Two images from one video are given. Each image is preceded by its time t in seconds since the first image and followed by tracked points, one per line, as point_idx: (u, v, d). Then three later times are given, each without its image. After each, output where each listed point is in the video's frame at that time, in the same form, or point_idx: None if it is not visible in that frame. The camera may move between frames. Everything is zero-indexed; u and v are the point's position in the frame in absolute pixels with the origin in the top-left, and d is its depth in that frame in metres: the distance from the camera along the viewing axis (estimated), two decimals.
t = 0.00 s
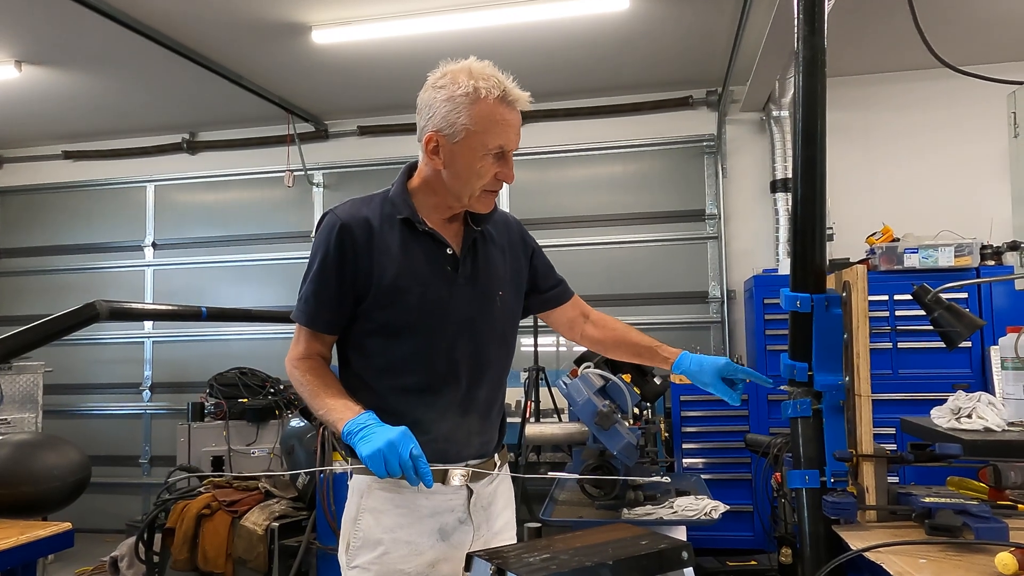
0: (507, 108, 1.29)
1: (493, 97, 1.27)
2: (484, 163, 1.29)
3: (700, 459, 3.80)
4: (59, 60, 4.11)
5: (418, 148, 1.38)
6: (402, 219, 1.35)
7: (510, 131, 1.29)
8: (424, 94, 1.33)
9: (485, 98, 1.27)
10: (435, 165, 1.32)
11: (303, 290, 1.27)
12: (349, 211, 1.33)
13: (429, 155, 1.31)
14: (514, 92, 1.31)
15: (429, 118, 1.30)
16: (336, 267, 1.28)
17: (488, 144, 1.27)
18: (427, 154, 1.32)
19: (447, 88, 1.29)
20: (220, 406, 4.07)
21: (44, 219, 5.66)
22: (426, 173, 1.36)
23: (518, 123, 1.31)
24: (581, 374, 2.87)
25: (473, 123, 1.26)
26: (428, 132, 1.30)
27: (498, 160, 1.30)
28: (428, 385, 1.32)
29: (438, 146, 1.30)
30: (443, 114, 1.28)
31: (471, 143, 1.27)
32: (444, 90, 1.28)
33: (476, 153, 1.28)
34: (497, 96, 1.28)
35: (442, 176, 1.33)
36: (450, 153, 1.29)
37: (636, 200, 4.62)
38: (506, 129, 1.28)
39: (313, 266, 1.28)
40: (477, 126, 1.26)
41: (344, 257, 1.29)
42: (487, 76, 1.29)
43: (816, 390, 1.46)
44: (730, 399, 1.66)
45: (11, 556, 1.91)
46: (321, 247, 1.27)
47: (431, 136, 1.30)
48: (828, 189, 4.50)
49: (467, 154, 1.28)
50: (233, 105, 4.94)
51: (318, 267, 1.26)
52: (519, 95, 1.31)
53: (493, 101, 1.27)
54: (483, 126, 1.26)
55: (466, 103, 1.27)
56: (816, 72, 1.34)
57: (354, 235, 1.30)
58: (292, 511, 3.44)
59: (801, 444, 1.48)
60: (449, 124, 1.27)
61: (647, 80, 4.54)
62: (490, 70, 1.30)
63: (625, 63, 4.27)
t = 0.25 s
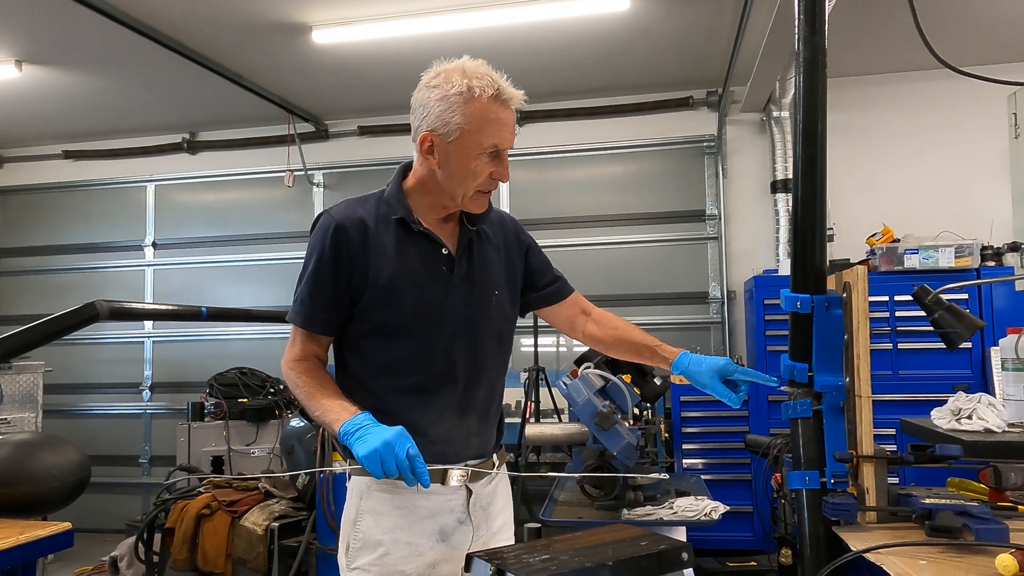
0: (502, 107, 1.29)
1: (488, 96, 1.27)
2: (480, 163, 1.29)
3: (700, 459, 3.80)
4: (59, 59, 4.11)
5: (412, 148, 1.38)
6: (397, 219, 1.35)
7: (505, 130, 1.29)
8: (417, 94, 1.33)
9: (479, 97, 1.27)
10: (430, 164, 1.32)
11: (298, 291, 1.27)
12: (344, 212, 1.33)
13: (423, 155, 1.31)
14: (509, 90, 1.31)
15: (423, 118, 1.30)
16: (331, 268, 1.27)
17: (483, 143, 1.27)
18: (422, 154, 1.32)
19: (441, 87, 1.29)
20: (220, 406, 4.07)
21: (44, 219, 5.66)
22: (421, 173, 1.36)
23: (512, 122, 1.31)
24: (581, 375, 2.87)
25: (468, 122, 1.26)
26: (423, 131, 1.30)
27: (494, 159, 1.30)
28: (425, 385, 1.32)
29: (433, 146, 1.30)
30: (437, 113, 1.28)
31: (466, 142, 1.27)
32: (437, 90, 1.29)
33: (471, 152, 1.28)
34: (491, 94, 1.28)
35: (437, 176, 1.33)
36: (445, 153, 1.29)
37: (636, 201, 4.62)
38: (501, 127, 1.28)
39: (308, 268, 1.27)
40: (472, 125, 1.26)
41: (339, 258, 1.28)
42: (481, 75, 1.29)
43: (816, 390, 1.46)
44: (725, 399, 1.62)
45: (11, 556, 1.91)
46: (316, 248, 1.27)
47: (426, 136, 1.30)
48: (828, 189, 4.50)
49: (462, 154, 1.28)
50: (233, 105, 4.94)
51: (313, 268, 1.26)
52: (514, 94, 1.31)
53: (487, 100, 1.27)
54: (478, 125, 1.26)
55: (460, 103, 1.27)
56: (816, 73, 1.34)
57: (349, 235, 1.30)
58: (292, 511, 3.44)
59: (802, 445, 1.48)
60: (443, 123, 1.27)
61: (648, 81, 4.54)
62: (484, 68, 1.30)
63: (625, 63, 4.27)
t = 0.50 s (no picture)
0: (494, 104, 1.29)
1: (479, 93, 1.27)
2: (473, 161, 1.29)
3: (700, 460, 3.80)
4: (60, 59, 4.11)
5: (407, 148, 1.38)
6: (392, 220, 1.34)
7: (498, 127, 1.28)
8: (410, 93, 1.33)
9: (471, 95, 1.27)
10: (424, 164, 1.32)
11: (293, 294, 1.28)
12: (339, 213, 1.33)
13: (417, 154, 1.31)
14: (502, 87, 1.30)
15: (416, 117, 1.30)
16: (326, 271, 1.28)
17: (476, 141, 1.27)
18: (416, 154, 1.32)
19: (432, 86, 1.29)
20: (221, 406, 4.07)
21: (45, 219, 5.67)
22: (416, 173, 1.36)
23: (506, 119, 1.31)
24: (581, 375, 2.87)
25: (460, 120, 1.26)
26: (416, 131, 1.30)
27: (488, 156, 1.30)
28: (422, 387, 1.32)
29: (426, 145, 1.30)
30: (429, 113, 1.28)
31: (459, 141, 1.27)
32: (430, 89, 1.28)
33: (465, 151, 1.27)
34: (483, 92, 1.27)
35: (432, 175, 1.33)
36: (439, 152, 1.29)
37: (637, 201, 4.62)
38: (494, 125, 1.27)
39: (304, 270, 1.28)
40: (464, 124, 1.26)
41: (334, 260, 1.29)
42: (473, 72, 1.29)
43: (817, 391, 1.46)
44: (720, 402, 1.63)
45: (11, 556, 1.91)
46: (311, 251, 1.28)
47: (419, 135, 1.30)
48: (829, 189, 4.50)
49: (456, 152, 1.28)
50: (234, 105, 4.94)
51: (308, 271, 1.27)
52: (507, 90, 1.30)
53: (479, 98, 1.27)
54: (470, 124, 1.26)
55: (452, 101, 1.26)
56: (817, 73, 1.34)
57: (344, 237, 1.30)
58: (292, 512, 3.45)
59: (802, 445, 1.48)
60: (436, 122, 1.27)
61: (648, 81, 4.55)
62: (475, 66, 1.30)
63: (626, 64, 4.27)
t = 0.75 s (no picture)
0: (489, 99, 1.28)
1: (473, 89, 1.27)
2: (470, 158, 1.28)
3: (702, 459, 3.80)
4: (62, 60, 4.12)
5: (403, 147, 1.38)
6: (390, 221, 1.34)
7: (493, 123, 1.28)
8: (404, 92, 1.33)
9: (464, 91, 1.26)
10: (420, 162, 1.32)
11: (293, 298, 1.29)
12: (337, 215, 1.33)
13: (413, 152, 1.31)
14: (495, 82, 1.30)
15: (411, 115, 1.30)
16: (324, 274, 1.28)
17: (471, 138, 1.27)
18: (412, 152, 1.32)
19: (425, 83, 1.28)
20: (223, 405, 4.06)
21: (48, 219, 5.68)
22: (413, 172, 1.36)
23: (501, 114, 1.30)
24: (582, 374, 2.86)
25: (455, 117, 1.26)
26: (411, 130, 1.30)
27: (484, 153, 1.30)
28: (422, 387, 1.32)
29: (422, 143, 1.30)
30: (423, 110, 1.28)
31: (455, 138, 1.27)
32: (422, 86, 1.28)
33: (461, 148, 1.27)
34: (476, 87, 1.27)
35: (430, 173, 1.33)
36: (435, 150, 1.29)
37: (639, 200, 4.62)
38: (489, 120, 1.27)
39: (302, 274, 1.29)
40: (459, 120, 1.26)
41: (332, 263, 1.29)
42: (465, 67, 1.28)
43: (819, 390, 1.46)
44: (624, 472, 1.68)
45: (14, 557, 1.91)
46: (309, 255, 1.28)
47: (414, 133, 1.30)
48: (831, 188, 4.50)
49: (452, 150, 1.28)
50: (236, 105, 4.95)
51: (307, 275, 1.27)
52: (501, 85, 1.30)
53: (472, 93, 1.27)
54: (464, 120, 1.26)
55: (445, 98, 1.26)
56: (818, 72, 1.34)
57: (342, 239, 1.30)
58: (294, 511, 3.45)
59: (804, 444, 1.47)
60: (430, 120, 1.27)
61: (649, 80, 4.54)
62: (468, 61, 1.29)
63: (627, 63, 4.27)
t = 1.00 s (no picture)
0: (496, 96, 1.29)
1: (481, 85, 1.27)
2: (477, 153, 1.28)
3: (706, 457, 3.80)
4: (65, 59, 4.13)
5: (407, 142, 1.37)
6: (395, 218, 1.34)
7: (500, 119, 1.29)
8: (410, 86, 1.33)
9: (472, 86, 1.27)
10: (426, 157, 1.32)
11: (298, 297, 1.28)
12: (341, 213, 1.32)
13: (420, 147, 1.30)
14: (503, 78, 1.31)
15: (417, 110, 1.30)
16: (329, 271, 1.28)
17: (479, 133, 1.27)
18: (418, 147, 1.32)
19: (433, 78, 1.28)
20: (227, 405, 4.01)
21: (51, 219, 5.69)
22: (418, 168, 1.36)
23: (508, 110, 1.31)
24: (586, 372, 2.84)
25: (463, 112, 1.26)
26: (418, 124, 1.30)
27: (491, 149, 1.30)
28: (427, 385, 1.33)
29: (429, 138, 1.30)
30: (431, 105, 1.28)
31: (462, 133, 1.27)
32: (431, 81, 1.28)
33: (469, 143, 1.27)
34: (484, 83, 1.27)
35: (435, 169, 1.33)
36: (441, 145, 1.29)
37: (641, 198, 4.61)
38: (496, 116, 1.27)
39: (307, 272, 1.28)
40: (467, 115, 1.26)
41: (337, 261, 1.28)
42: (473, 63, 1.29)
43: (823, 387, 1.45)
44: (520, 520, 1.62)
45: (21, 555, 1.92)
46: (314, 252, 1.27)
47: (421, 128, 1.29)
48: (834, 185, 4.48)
49: (459, 145, 1.27)
50: (238, 104, 4.95)
51: (312, 273, 1.27)
52: (507, 82, 1.31)
53: (481, 89, 1.27)
54: (472, 115, 1.26)
55: (454, 93, 1.26)
56: (822, 68, 1.33)
57: (347, 236, 1.30)
58: (298, 509, 3.46)
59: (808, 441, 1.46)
60: (438, 115, 1.27)
61: (652, 78, 4.53)
62: (476, 58, 1.30)
63: (629, 60, 4.26)
